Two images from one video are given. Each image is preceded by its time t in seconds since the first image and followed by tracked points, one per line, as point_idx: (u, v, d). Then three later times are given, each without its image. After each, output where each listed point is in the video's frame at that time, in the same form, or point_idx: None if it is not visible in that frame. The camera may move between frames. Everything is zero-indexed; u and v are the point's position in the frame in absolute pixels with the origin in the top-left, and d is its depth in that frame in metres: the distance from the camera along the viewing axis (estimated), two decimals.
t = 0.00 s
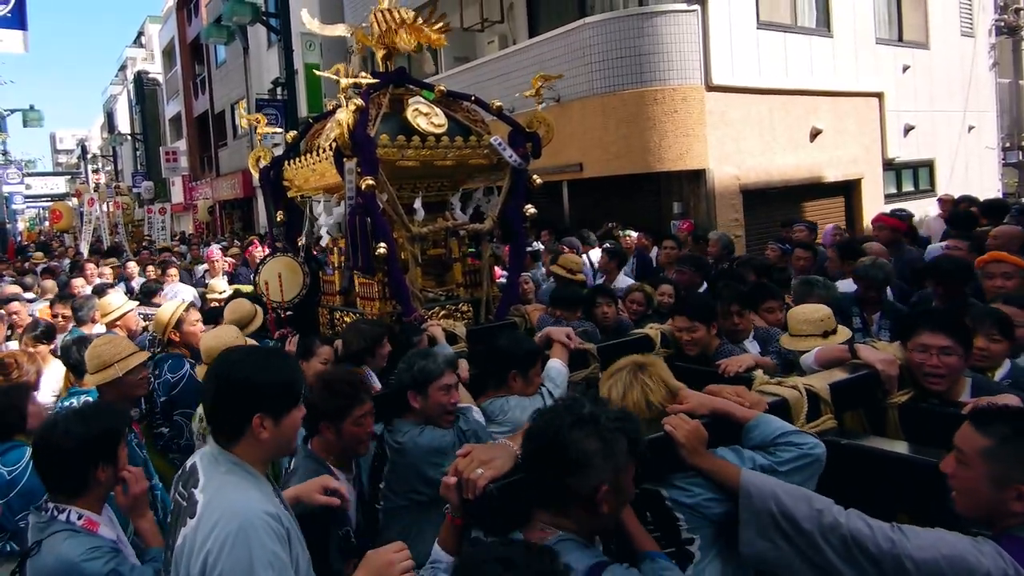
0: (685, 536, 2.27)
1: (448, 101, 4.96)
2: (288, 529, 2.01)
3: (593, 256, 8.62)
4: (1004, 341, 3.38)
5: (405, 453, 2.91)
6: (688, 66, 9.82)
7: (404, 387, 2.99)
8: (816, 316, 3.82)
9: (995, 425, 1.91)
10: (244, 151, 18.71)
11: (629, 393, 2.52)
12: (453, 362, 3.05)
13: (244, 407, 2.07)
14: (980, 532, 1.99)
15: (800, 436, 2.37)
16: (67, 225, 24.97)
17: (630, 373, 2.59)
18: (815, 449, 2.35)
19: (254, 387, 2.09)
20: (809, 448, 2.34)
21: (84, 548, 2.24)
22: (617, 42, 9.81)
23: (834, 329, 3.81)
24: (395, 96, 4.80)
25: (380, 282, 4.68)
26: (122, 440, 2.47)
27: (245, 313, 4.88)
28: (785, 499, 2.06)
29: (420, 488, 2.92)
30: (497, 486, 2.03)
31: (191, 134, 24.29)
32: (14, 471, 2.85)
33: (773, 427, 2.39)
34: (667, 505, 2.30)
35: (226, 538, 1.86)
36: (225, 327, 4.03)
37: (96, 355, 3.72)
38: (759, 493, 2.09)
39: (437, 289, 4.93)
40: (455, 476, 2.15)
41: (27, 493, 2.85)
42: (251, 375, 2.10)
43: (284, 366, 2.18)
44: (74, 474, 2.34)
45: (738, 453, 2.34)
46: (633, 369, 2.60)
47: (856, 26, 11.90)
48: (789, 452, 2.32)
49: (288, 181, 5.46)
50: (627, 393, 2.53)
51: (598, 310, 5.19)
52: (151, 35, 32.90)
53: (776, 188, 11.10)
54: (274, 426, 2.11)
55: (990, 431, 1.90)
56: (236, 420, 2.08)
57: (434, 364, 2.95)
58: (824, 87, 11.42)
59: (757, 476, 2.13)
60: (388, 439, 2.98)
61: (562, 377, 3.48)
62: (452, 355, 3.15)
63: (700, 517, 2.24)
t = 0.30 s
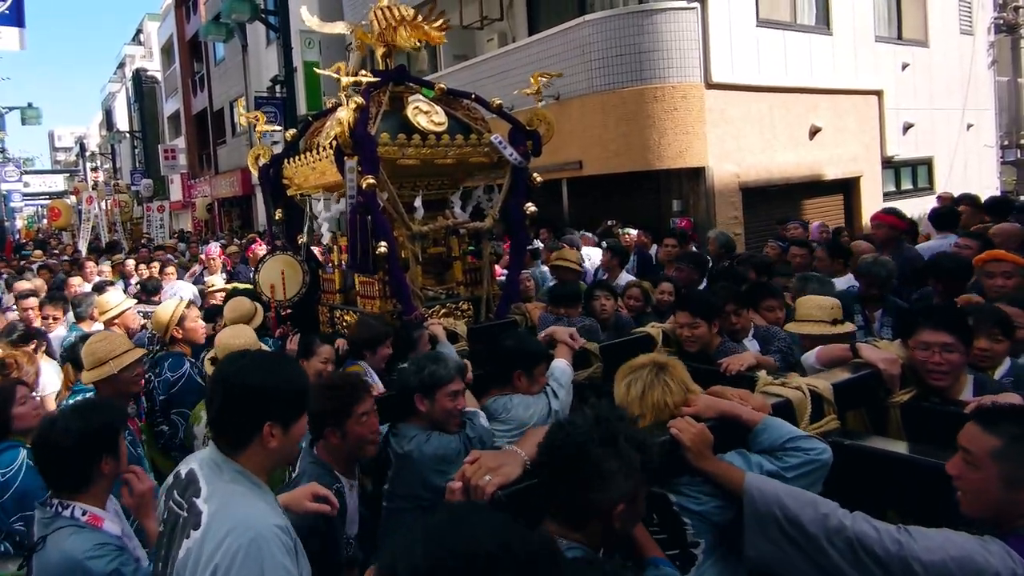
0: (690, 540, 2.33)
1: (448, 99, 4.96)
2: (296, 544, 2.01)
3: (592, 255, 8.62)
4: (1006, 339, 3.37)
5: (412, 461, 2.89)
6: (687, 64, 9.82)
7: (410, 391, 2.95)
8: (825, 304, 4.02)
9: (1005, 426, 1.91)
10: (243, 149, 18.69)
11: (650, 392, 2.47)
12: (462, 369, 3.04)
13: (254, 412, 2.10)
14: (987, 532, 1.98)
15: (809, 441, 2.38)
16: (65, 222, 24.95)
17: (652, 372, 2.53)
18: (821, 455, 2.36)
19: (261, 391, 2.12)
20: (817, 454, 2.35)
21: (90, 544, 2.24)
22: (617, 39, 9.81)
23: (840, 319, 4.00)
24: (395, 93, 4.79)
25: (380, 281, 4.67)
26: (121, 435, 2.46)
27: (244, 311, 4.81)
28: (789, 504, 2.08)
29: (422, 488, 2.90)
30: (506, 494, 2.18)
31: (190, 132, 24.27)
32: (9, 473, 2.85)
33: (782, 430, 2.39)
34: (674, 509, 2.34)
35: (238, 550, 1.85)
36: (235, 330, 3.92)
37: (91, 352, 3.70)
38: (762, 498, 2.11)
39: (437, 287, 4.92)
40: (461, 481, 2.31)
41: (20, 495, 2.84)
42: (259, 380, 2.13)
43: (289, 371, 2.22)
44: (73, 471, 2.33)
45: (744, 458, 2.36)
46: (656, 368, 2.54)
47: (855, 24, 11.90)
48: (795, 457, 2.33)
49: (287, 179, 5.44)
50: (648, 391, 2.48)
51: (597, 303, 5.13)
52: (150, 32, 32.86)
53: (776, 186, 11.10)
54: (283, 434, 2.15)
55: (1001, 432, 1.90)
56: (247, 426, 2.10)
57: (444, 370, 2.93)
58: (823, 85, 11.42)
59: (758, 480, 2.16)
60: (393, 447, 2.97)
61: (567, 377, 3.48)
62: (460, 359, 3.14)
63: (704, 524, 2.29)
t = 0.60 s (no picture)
0: (707, 531, 2.24)
1: (456, 94, 4.93)
2: (309, 532, 1.99)
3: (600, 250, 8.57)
4: None
5: (426, 448, 2.88)
6: (696, 57, 9.73)
7: (423, 382, 2.94)
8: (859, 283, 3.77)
9: (1019, 422, 1.85)
10: (249, 144, 18.68)
11: (654, 389, 2.43)
12: (470, 358, 3.01)
13: (260, 403, 2.06)
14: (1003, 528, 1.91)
15: (823, 425, 2.34)
16: (73, 217, 25.04)
17: (654, 368, 2.49)
18: (838, 439, 2.31)
19: (267, 383, 2.09)
20: (832, 437, 2.31)
21: (113, 524, 2.36)
22: (625, 33, 9.73)
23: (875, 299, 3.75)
24: (403, 88, 4.73)
25: (389, 275, 4.63)
26: (126, 419, 2.56)
27: (253, 305, 4.78)
28: (807, 495, 2.05)
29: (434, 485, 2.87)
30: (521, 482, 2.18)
31: (197, 127, 24.30)
32: (17, 475, 2.84)
33: (794, 418, 2.36)
34: (687, 500, 2.28)
35: (251, 539, 1.84)
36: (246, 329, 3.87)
37: (102, 347, 3.71)
38: (780, 490, 2.09)
39: (445, 282, 4.89)
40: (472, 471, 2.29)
41: (30, 498, 2.82)
42: (265, 371, 2.10)
43: (295, 362, 2.18)
44: (82, 458, 2.46)
45: (757, 447, 2.33)
46: (658, 363, 2.51)
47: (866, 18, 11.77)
48: (809, 443, 2.29)
49: (294, 174, 5.40)
50: (651, 387, 2.45)
51: (604, 300, 5.13)
52: (156, 27, 32.87)
53: (785, 181, 11.01)
54: (289, 424, 2.10)
55: (1015, 428, 1.84)
56: (254, 413, 2.06)
57: (453, 361, 2.90)
58: (834, 79, 11.31)
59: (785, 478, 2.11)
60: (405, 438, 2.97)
61: (577, 371, 3.45)
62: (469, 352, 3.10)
63: (719, 512, 2.23)
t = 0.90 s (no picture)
0: (721, 529, 2.16)
1: (468, 91, 4.86)
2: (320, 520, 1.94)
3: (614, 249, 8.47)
4: None
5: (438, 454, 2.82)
6: (711, 53, 9.62)
7: (438, 383, 2.89)
8: (880, 285, 3.64)
9: None
10: (263, 144, 18.74)
11: (673, 380, 2.34)
12: (487, 359, 2.95)
13: (275, 393, 2.18)
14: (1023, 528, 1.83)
15: (837, 421, 2.24)
16: (89, 217, 25.28)
17: (673, 361, 2.40)
18: (855, 435, 2.21)
19: (280, 371, 2.21)
20: (846, 433, 2.21)
21: (142, 501, 2.38)
22: (639, 29, 9.63)
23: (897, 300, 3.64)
24: (415, 86, 4.66)
25: (402, 273, 4.54)
26: (148, 407, 2.55)
27: (269, 304, 4.73)
28: (825, 491, 1.97)
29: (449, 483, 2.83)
30: (535, 476, 1.96)
31: (211, 127, 24.45)
32: (32, 478, 2.80)
33: (807, 413, 2.26)
34: (701, 498, 2.19)
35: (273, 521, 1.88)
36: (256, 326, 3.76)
37: (120, 346, 3.72)
38: (796, 484, 2.01)
39: (459, 280, 4.81)
40: (488, 464, 2.10)
41: (45, 500, 2.77)
42: (278, 360, 2.22)
43: (308, 353, 2.30)
44: (106, 444, 2.47)
45: (770, 443, 2.24)
46: (677, 357, 2.42)
47: (885, 12, 11.57)
48: (824, 438, 2.20)
49: (308, 173, 5.37)
50: (672, 379, 2.35)
51: (619, 297, 5.04)
52: (170, 28, 33.10)
53: (802, 177, 10.85)
54: (305, 410, 2.22)
55: None
56: (269, 402, 2.17)
57: (472, 363, 2.84)
58: (852, 74, 11.13)
59: (805, 474, 2.03)
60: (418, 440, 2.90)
61: (591, 367, 3.41)
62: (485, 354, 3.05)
63: (735, 511, 2.13)
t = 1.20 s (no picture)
0: (742, 521, 2.10)
1: (472, 91, 4.83)
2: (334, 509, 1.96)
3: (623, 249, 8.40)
4: None
5: (446, 453, 2.79)
6: (717, 52, 9.56)
7: (443, 388, 2.84)
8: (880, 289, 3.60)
9: None
10: (270, 146, 18.79)
11: (676, 379, 2.29)
12: (490, 360, 2.91)
13: (279, 392, 2.24)
14: None
15: (844, 406, 2.21)
16: (98, 221, 25.41)
17: (674, 362, 2.37)
18: (862, 420, 2.18)
19: (285, 368, 2.25)
20: (855, 418, 2.18)
21: (174, 489, 2.35)
22: (644, 29, 9.59)
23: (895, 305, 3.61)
24: (419, 87, 4.66)
25: (408, 273, 4.54)
26: (174, 400, 2.60)
27: (277, 307, 4.71)
28: (832, 487, 1.95)
29: (460, 480, 2.81)
30: (543, 471, 2.05)
31: (218, 130, 24.55)
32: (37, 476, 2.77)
33: (814, 402, 2.24)
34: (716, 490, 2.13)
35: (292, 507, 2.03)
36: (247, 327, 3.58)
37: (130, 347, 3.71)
38: (804, 480, 1.98)
39: (465, 280, 4.81)
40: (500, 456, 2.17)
41: (51, 500, 2.76)
42: (279, 360, 2.26)
43: (311, 350, 2.35)
44: (141, 435, 2.47)
45: (782, 435, 2.20)
46: (678, 357, 2.39)
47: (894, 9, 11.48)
48: (834, 425, 2.17)
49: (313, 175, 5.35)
50: (674, 378, 2.30)
51: (626, 296, 5.00)
52: (177, 32, 33.28)
53: (811, 176, 10.77)
54: (310, 405, 2.28)
55: None
56: (274, 401, 2.24)
57: (473, 364, 2.80)
58: (861, 71, 11.04)
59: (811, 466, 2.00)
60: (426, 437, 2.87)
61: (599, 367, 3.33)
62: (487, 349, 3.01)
63: (751, 501, 2.08)
